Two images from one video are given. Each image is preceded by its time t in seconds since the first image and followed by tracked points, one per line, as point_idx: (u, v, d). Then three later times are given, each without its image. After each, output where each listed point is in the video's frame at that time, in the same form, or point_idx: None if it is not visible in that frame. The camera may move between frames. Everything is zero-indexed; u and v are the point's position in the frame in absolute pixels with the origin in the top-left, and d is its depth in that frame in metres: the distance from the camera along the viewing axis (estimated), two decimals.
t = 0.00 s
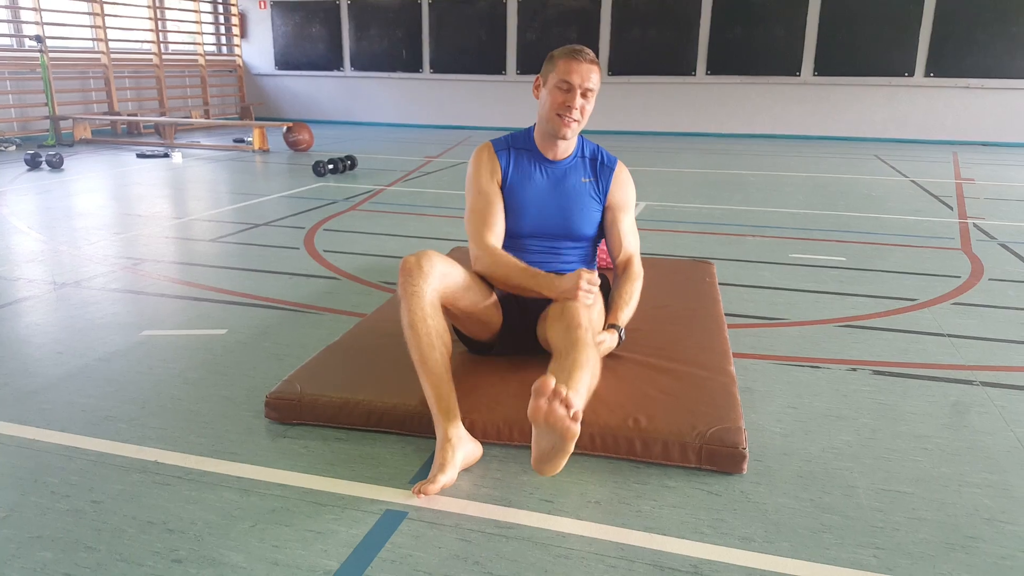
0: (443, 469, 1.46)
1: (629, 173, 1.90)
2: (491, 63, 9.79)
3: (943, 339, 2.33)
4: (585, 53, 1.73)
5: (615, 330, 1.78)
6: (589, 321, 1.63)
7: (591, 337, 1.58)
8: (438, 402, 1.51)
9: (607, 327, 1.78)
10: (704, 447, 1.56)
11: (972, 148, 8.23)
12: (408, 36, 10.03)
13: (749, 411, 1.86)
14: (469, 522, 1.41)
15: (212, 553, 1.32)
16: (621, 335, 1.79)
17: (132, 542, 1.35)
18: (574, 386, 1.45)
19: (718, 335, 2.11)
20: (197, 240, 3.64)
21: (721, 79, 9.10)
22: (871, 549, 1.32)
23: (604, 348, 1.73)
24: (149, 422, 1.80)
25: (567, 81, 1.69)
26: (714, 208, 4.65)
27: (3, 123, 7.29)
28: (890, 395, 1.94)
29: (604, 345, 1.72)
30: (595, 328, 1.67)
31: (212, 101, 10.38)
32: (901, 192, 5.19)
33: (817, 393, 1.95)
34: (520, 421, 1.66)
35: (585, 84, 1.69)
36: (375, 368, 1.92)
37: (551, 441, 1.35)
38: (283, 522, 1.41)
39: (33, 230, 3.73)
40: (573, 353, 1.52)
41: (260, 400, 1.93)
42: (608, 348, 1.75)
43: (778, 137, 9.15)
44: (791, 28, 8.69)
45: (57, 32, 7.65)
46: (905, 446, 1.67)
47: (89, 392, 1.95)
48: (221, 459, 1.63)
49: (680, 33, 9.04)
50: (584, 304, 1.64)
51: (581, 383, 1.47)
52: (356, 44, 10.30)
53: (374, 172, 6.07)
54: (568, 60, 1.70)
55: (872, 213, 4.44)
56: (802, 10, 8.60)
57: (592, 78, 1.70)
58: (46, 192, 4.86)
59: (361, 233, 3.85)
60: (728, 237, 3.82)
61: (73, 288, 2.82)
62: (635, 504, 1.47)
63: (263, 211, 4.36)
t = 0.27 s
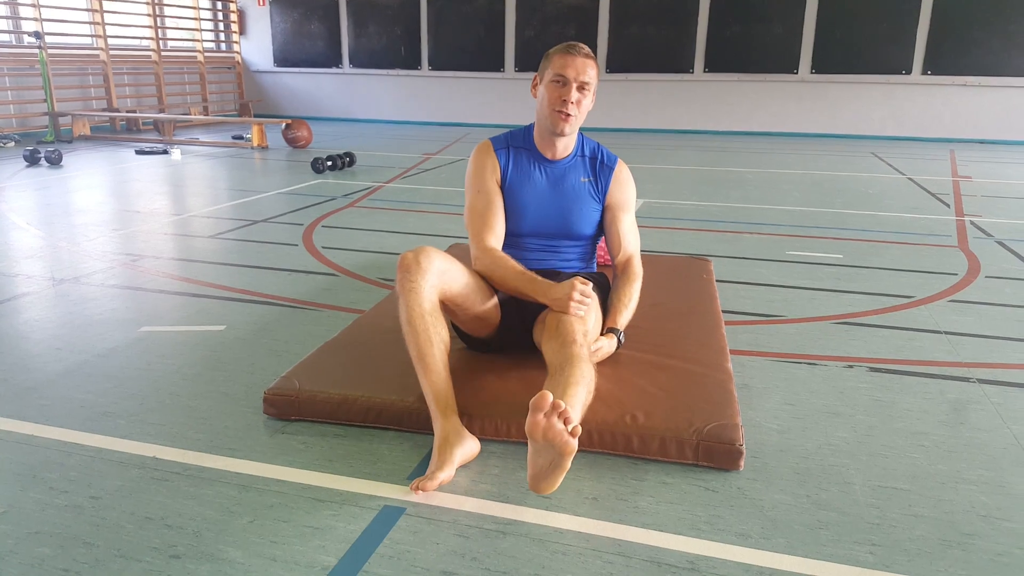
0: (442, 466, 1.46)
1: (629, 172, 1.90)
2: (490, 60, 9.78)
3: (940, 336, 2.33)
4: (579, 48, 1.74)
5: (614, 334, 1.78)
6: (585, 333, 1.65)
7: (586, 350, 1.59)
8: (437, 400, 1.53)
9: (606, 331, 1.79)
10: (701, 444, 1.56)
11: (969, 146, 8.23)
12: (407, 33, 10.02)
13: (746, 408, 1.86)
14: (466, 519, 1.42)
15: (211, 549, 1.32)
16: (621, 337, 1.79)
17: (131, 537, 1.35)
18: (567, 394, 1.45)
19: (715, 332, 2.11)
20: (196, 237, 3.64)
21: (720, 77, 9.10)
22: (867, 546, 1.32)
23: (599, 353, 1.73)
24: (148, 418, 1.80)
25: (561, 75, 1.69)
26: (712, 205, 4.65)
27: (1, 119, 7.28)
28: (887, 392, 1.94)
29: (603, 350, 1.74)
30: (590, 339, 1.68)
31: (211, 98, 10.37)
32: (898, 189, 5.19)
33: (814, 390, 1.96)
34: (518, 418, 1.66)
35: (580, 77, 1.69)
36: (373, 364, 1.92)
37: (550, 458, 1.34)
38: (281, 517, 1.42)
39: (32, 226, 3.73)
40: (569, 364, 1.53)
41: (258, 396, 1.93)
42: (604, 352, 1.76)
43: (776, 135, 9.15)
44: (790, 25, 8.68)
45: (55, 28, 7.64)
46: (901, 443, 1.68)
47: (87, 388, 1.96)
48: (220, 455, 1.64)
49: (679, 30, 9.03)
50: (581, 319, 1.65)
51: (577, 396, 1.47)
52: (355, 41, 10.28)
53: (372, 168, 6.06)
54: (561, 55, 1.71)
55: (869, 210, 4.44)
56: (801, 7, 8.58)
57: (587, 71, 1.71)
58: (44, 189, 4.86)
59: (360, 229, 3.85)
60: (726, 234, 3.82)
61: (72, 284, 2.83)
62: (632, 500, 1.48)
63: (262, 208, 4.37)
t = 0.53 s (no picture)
0: (443, 467, 1.46)
1: (628, 173, 1.90)
2: (489, 62, 9.79)
3: (940, 337, 2.33)
4: (565, 48, 1.75)
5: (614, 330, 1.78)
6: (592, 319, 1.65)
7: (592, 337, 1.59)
8: (438, 401, 1.52)
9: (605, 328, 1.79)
10: (701, 444, 1.56)
11: (968, 147, 8.23)
12: (407, 35, 10.03)
13: (748, 409, 1.86)
14: (468, 520, 1.42)
15: (213, 551, 1.32)
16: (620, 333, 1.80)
17: (133, 539, 1.35)
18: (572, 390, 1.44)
19: (716, 333, 2.11)
20: (197, 239, 3.64)
21: (719, 78, 9.11)
22: (869, 547, 1.32)
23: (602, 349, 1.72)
24: (150, 419, 1.80)
25: (548, 75, 1.70)
26: (712, 206, 4.65)
27: (3, 122, 7.29)
28: (888, 393, 1.94)
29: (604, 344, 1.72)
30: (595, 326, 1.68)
31: (212, 100, 10.38)
32: (898, 190, 5.20)
33: (815, 391, 1.96)
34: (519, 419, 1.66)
35: (566, 75, 1.70)
36: (374, 366, 1.92)
37: (556, 450, 1.35)
38: (283, 519, 1.42)
39: (33, 228, 3.74)
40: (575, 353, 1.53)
41: (260, 398, 1.93)
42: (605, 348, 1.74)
43: (776, 136, 9.15)
44: (790, 27, 8.68)
45: (56, 31, 7.65)
46: (903, 443, 1.68)
47: (90, 389, 1.96)
48: (222, 457, 1.64)
49: (679, 32, 9.03)
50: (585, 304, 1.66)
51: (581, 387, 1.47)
52: (355, 43, 10.29)
53: (372, 170, 6.07)
54: (547, 57, 1.72)
55: (869, 211, 4.44)
56: (801, 8, 8.59)
57: (573, 69, 1.71)
58: (46, 191, 4.86)
59: (360, 231, 3.86)
60: (726, 235, 3.82)
61: (74, 286, 2.83)
62: (633, 501, 1.48)
63: (262, 210, 4.37)
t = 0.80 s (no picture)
0: (443, 468, 1.46)
1: (627, 174, 1.90)
2: (489, 64, 9.80)
3: (942, 337, 2.33)
4: (546, 48, 1.75)
5: (621, 304, 1.79)
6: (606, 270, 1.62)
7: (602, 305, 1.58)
8: (437, 402, 1.52)
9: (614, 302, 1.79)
10: (704, 446, 1.56)
11: (969, 146, 8.23)
12: (407, 37, 10.04)
13: (750, 411, 1.86)
14: (470, 522, 1.42)
15: (216, 553, 1.32)
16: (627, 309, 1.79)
17: (136, 542, 1.35)
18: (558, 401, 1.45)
19: (717, 334, 2.11)
20: (198, 242, 3.64)
21: (719, 80, 9.11)
22: (872, 548, 1.32)
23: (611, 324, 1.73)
24: (153, 422, 1.81)
25: (533, 77, 1.70)
26: (713, 207, 4.66)
27: (4, 125, 7.30)
28: (890, 393, 1.94)
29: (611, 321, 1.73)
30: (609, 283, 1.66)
31: (212, 103, 10.39)
32: (899, 191, 5.20)
33: (817, 392, 1.96)
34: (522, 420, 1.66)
35: (550, 74, 1.70)
36: (375, 368, 1.92)
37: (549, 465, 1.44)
38: (286, 522, 1.42)
39: (35, 232, 3.74)
40: (580, 329, 1.53)
41: (261, 401, 1.93)
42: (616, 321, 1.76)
43: (776, 136, 9.16)
44: (789, 28, 8.69)
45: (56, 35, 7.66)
46: (905, 444, 1.68)
47: (92, 393, 1.96)
48: (224, 460, 1.64)
49: (679, 34, 9.04)
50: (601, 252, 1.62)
51: (582, 366, 1.50)
52: (355, 46, 10.30)
53: (373, 172, 6.07)
54: (529, 59, 1.72)
55: (870, 212, 4.44)
56: (801, 9, 8.59)
57: (557, 67, 1.71)
58: (47, 194, 4.87)
59: (361, 233, 3.86)
60: (727, 236, 3.82)
61: (75, 289, 2.83)
62: (636, 503, 1.48)
63: (264, 213, 4.37)
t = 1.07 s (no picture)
0: (443, 469, 1.47)
1: (625, 175, 1.91)
2: (490, 65, 9.81)
3: (943, 339, 2.33)
4: (540, 54, 1.74)
5: (626, 291, 1.79)
6: (610, 247, 1.60)
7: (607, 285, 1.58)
8: (439, 403, 1.53)
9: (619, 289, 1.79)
10: (705, 447, 1.56)
11: (971, 148, 8.23)
12: (408, 38, 10.05)
13: (750, 412, 1.86)
14: (471, 522, 1.42)
15: (217, 553, 1.33)
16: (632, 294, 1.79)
17: (136, 542, 1.36)
18: (563, 391, 1.48)
19: (718, 335, 2.11)
20: (199, 242, 3.65)
21: (720, 81, 9.12)
22: (872, 549, 1.32)
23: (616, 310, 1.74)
24: (154, 422, 1.81)
25: (528, 85, 1.70)
26: (714, 208, 4.66)
27: (5, 126, 7.31)
28: (891, 395, 1.94)
29: (614, 305, 1.72)
30: (614, 261, 1.65)
31: (214, 103, 10.39)
32: (900, 192, 5.20)
33: (817, 393, 1.96)
34: (522, 421, 1.66)
35: (544, 81, 1.69)
36: (377, 368, 1.92)
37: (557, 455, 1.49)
38: (286, 522, 1.42)
39: (36, 232, 3.74)
40: (584, 313, 1.54)
41: (262, 401, 1.94)
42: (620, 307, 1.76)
43: (777, 138, 9.16)
44: (790, 29, 8.69)
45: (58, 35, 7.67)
46: (906, 446, 1.68)
47: (94, 393, 1.96)
48: (225, 460, 1.64)
49: (680, 35, 9.04)
50: (605, 230, 1.60)
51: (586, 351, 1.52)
52: (356, 46, 10.31)
53: (374, 173, 6.08)
54: (523, 66, 1.71)
55: (871, 213, 4.44)
56: (802, 10, 8.59)
57: (551, 73, 1.71)
58: (49, 194, 4.88)
59: (362, 234, 3.86)
60: (728, 237, 3.82)
61: (77, 290, 2.84)
62: (636, 504, 1.48)
63: (265, 213, 4.38)
